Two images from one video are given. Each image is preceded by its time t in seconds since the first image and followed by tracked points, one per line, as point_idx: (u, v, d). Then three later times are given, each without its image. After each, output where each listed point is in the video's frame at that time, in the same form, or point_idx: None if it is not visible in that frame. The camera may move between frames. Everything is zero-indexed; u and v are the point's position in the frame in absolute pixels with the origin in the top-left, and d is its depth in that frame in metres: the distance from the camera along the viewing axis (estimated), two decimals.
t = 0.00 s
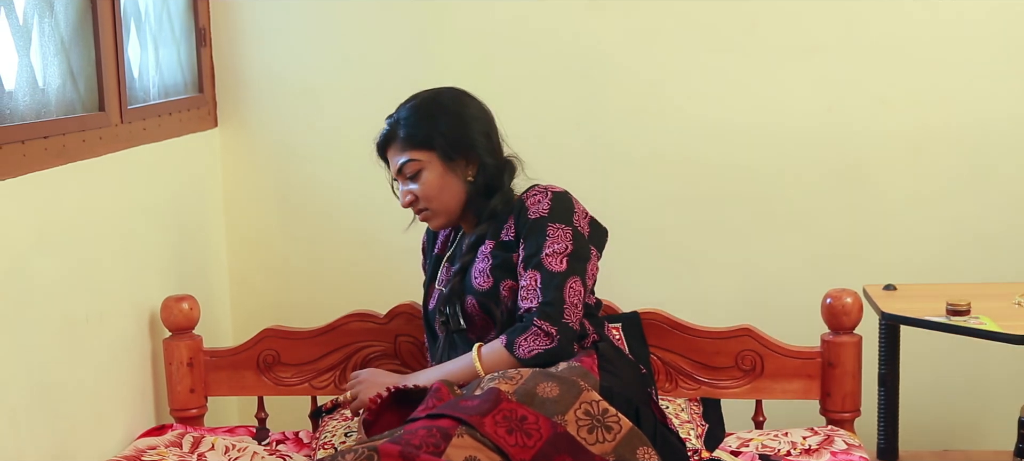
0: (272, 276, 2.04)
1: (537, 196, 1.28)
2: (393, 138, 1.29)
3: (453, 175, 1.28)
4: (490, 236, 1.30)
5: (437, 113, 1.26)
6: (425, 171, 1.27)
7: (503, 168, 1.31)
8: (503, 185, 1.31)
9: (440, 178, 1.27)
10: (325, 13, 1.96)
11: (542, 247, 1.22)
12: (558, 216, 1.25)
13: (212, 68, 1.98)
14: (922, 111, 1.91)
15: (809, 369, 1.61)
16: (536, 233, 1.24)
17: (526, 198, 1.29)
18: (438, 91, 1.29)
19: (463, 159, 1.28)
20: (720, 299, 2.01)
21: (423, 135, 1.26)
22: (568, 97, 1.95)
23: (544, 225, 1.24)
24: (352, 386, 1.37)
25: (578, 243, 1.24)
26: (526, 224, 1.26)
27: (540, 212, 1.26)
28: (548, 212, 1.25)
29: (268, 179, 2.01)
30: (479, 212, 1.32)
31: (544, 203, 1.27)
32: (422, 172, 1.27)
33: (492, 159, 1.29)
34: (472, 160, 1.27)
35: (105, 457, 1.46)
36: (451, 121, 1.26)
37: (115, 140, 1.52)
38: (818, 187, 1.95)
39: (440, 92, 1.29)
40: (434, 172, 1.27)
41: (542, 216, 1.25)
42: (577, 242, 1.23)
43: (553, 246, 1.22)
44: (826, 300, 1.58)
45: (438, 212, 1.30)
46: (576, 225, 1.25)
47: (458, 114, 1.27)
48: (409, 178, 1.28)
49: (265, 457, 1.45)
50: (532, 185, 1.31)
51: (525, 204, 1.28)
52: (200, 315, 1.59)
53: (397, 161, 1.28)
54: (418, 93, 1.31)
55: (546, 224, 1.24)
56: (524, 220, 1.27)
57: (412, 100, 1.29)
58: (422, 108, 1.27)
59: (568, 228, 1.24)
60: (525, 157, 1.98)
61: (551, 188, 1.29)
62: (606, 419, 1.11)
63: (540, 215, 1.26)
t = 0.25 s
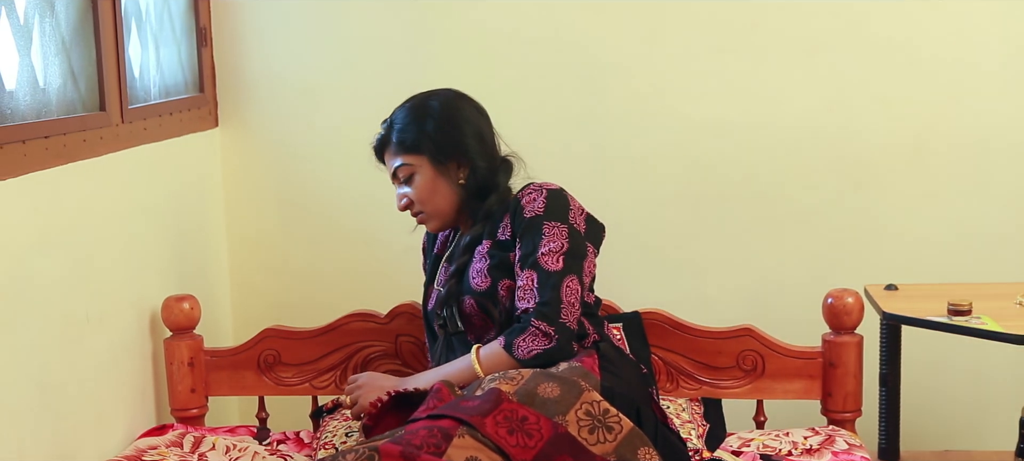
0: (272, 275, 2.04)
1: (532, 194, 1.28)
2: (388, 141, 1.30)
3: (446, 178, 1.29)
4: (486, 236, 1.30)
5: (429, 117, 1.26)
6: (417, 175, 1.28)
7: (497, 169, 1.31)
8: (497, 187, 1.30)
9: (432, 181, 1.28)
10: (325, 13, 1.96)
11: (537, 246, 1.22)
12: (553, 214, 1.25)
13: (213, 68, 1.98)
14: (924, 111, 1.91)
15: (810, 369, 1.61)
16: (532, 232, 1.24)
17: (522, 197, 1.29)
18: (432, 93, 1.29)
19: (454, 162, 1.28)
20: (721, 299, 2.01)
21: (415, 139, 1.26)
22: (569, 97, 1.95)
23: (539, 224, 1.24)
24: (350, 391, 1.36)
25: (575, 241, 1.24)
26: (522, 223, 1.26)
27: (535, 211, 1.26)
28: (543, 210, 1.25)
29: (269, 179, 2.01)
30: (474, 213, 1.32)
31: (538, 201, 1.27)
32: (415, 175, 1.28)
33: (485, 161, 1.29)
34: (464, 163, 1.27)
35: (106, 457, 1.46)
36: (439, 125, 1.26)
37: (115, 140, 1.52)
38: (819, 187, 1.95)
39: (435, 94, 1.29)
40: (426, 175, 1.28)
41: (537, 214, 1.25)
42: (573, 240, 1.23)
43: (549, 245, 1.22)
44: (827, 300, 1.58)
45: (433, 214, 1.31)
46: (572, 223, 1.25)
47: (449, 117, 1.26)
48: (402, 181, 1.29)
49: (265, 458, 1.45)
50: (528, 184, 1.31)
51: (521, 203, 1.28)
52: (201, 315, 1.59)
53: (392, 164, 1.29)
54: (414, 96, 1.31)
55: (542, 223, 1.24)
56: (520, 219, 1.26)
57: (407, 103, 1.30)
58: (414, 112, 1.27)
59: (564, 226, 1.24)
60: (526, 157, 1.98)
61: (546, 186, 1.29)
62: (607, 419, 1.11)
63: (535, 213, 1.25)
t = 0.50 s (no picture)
0: (275, 275, 2.04)
1: (530, 193, 1.28)
2: (385, 145, 1.30)
3: (441, 182, 1.29)
4: (484, 237, 1.30)
5: (422, 122, 1.26)
6: (411, 180, 1.28)
7: (493, 173, 1.30)
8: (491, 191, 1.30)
9: (425, 186, 1.28)
10: (327, 13, 1.96)
11: (535, 245, 1.22)
12: (550, 213, 1.25)
13: (215, 68, 1.98)
14: (927, 111, 1.91)
15: (812, 369, 1.61)
16: (530, 232, 1.23)
17: (519, 196, 1.28)
18: (427, 97, 1.28)
19: (446, 168, 1.28)
20: (724, 299, 2.01)
21: (409, 145, 1.26)
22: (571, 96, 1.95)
23: (537, 223, 1.24)
24: (351, 394, 1.36)
25: (573, 240, 1.23)
26: (519, 223, 1.25)
27: (533, 210, 1.25)
28: (540, 209, 1.25)
29: (271, 179, 2.01)
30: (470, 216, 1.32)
31: (535, 200, 1.26)
32: (409, 180, 1.28)
33: (479, 166, 1.29)
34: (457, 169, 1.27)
35: (108, 457, 1.46)
36: (429, 133, 1.26)
37: (118, 140, 1.52)
38: (822, 187, 1.95)
39: (430, 98, 1.28)
40: (420, 180, 1.28)
41: (534, 214, 1.25)
42: (571, 238, 1.23)
43: (547, 244, 1.22)
44: (829, 301, 1.58)
45: (429, 218, 1.32)
46: (569, 221, 1.25)
47: (442, 122, 1.26)
48: (399, 184, 1.30)
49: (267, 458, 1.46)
50: (525, 184, 1.31)
51: (519, 202, 1.28)
52: (203, 315, 1.60)
53: (388, 168, 1.30)
54: (411, 99, 1.31)
55: (539, 222, 1.23)
56: (518, 219, 1.26)
57: (403, 107, 1.30)
58: (408, 116, 1.27)
59: (562, 225, 1.24)
60: (529, 157, 1.98)
61: (543, 185, 1.29)
62: (609, 420, 1.11)
63: (532, 212, 1.25)
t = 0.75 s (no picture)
0: (276, 275, 2.04)
1: (529, 193, 1.27)
2: (382, 149, 1.30)
3: (438, 185, 1.29)
4: (483, 237, 1.30)
5: (417, 125, 1.26)
6: (409, 183, 1.28)
7: (490, 173, 1.30)
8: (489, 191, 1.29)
9: (423, 189, 1.28)
10: (328, 13, 1.96)
11: (535, 245, 1.22)
12: (550, 213, 1.24)
13: (216, 68, 1.98)
14: (928, 110, 1.91)
15: (813, 369, 1.61)
16: (530, 231, 1.23)
17: (518, 196, 1.28)
18: (422, 100, 1.28)
19: (442, 171, 1.28)
20: (725, 299, 2.01)
21: (405, 149, 1.26)
22: (572, 96, 1.95)
23: (537, 223, 1.23)
24: (351, 396, 1.36)
25: (573, 239, 1.23)
26: (519, 222, 1.25)
27: (533, 210, 1.25)
28: (540, 209, 1.25)
29: (272, 179, 2.01)
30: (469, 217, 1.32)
31: (535, 200, 1.26)
32: (407, 183, 1.28)
33: (476, 167, 1.28)
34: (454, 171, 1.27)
35: (109, 456, 1.46)
36: (425, 136, 1.25)
37: (119, 140, 1.52)
38: (823, 187, 1.95)
39: (426, 101, 1.28)
40: (417, 183, 1.28)
41: (534, 213, 1.24)
42: (571, 238, 1.23)
43: (547, 244, 1.21)
44: (831, 300, 1.58)
45: (429, 221, 1.32)
46: (569, 220, 1.25)
47: (438, 125, 1.26)
48: (398, 188, 1.30)
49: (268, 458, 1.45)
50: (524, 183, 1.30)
51: (518, 202, 1.28)
52: (204, 315, 1.59)
53: (387, 172, 1.30)
54: (408, 102, 1.31)
55: (539, 222, 1.23)
56: (518, 218, 1.26)
57: (400, 110, 1.30)
58: (404, 120, 1.27)
59: (562, 224, 1.24)
60: (530, 156, 1.98)
61: (543, 184, 1.28)
62: (610, 420, 1.11)
63: (531, 212, 1.25)
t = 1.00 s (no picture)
0: (277, 275, 2.04)
1: (535, 194, 1.28)
2: (386, 148, 1.30)
3: (442, 185, 1.28)
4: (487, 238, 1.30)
5: (423, 125, 1.26)
6: (413, 183, 1.28)
7: (494, 175, 1.30)
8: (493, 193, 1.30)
9: (427, 189, 1.28)
10: (329, 13, 1.96)
11: (542, 245, 1.22)
12: (557, 213, 1.25)
13: (217, 68, 1.98)
14: (929, 111, 1.91)
15: (814, 369, 1.61)
16: (536, 232, 1.23)
17: (524, 196, 1.28)
18: (428, 100, 1.28)
19: (447, 171, 1.28)
20: (725, 299, 2.01)
21: (410, 148, 1.26)
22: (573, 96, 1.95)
23: (543, 223, 1.24)
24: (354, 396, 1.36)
25: (579, 240, 1.23)
26: (526, 222, 1.25)
27: (539, 210, 1.25)
28: (547, 209, 1.25)
29: (273, 179, 2.00)
30: (472, 218, 1.32)
31: (541, 201, 1.26)
32: (411, 183, 1.28)
33: (480, 168, 1.28)
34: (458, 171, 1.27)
35: (109, 457, 1.46)
36: (430, 137, 1.25)
37: (120, 140, 1.52)
38: (823, 187, 1.95)
39: (431, 101, 1.28)
40: (421, 183, 1.28)
41: (541, 214, 1.25)
42: (577, 239, 1.23)
43: (554, 244, 1.22)
44: (831, 300, 1.57)
45: (431, 220, 1.32)
46: (575, 221, 1.25)
47: (443, 125, 1.26)
48: (400, 187, 1.30)
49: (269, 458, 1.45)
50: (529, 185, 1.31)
51: (524, 203, 1.28)
52: (205, 315, 1.59)
53: (390, 171, 1.30)
54: (413, 102, 1.31)
55: (546, 222, 1.23)
56: (524, 219, 1.26)
57: (405, 110, 1.30)
58: (410, 120, 1.27)
59: (568, 225, 1.24)
60: (530, 156, 1.98)
61: (549, 185, 1.29)
62: (612, 419, 1.11)
63: (538, 213, 1.25)
